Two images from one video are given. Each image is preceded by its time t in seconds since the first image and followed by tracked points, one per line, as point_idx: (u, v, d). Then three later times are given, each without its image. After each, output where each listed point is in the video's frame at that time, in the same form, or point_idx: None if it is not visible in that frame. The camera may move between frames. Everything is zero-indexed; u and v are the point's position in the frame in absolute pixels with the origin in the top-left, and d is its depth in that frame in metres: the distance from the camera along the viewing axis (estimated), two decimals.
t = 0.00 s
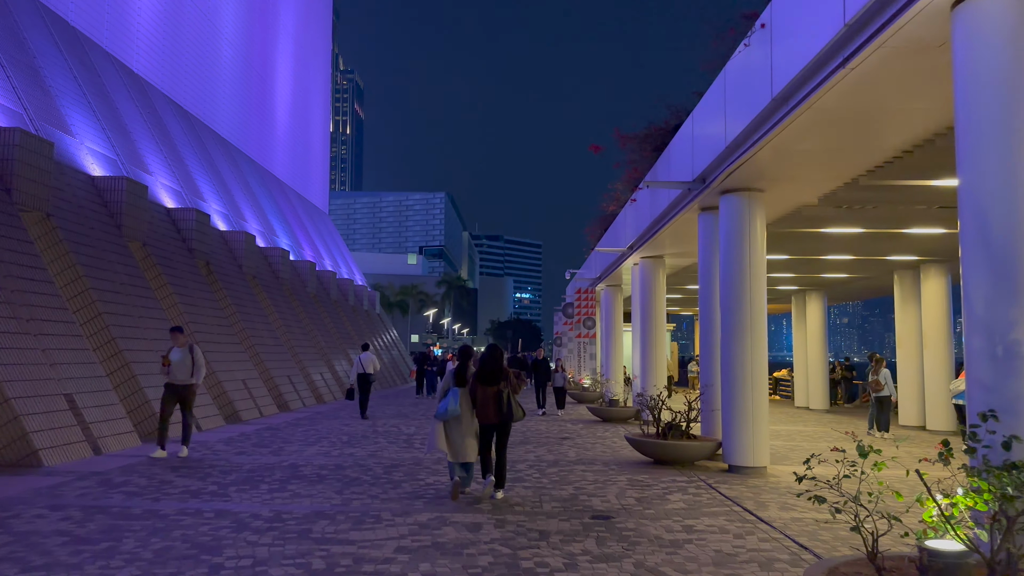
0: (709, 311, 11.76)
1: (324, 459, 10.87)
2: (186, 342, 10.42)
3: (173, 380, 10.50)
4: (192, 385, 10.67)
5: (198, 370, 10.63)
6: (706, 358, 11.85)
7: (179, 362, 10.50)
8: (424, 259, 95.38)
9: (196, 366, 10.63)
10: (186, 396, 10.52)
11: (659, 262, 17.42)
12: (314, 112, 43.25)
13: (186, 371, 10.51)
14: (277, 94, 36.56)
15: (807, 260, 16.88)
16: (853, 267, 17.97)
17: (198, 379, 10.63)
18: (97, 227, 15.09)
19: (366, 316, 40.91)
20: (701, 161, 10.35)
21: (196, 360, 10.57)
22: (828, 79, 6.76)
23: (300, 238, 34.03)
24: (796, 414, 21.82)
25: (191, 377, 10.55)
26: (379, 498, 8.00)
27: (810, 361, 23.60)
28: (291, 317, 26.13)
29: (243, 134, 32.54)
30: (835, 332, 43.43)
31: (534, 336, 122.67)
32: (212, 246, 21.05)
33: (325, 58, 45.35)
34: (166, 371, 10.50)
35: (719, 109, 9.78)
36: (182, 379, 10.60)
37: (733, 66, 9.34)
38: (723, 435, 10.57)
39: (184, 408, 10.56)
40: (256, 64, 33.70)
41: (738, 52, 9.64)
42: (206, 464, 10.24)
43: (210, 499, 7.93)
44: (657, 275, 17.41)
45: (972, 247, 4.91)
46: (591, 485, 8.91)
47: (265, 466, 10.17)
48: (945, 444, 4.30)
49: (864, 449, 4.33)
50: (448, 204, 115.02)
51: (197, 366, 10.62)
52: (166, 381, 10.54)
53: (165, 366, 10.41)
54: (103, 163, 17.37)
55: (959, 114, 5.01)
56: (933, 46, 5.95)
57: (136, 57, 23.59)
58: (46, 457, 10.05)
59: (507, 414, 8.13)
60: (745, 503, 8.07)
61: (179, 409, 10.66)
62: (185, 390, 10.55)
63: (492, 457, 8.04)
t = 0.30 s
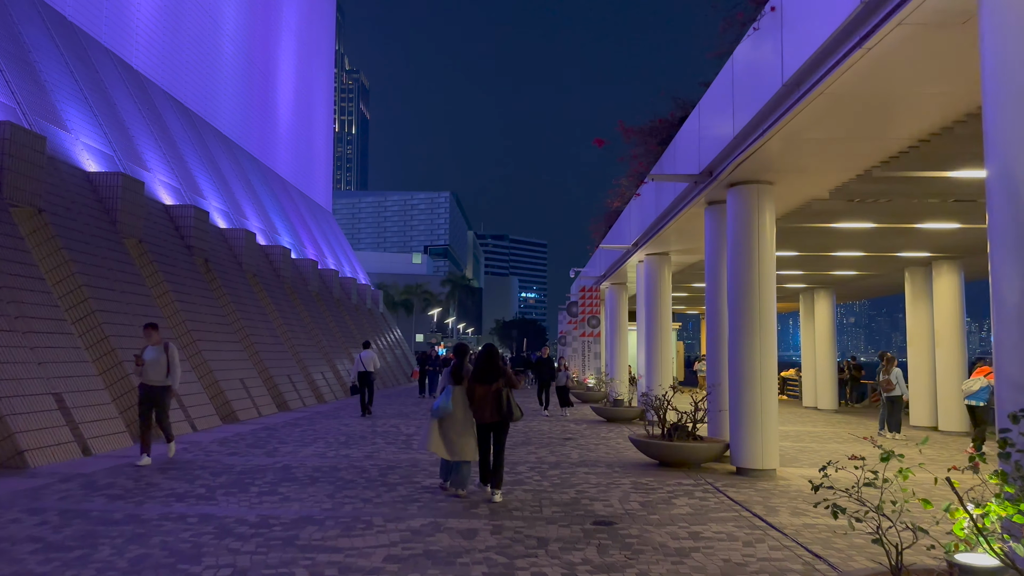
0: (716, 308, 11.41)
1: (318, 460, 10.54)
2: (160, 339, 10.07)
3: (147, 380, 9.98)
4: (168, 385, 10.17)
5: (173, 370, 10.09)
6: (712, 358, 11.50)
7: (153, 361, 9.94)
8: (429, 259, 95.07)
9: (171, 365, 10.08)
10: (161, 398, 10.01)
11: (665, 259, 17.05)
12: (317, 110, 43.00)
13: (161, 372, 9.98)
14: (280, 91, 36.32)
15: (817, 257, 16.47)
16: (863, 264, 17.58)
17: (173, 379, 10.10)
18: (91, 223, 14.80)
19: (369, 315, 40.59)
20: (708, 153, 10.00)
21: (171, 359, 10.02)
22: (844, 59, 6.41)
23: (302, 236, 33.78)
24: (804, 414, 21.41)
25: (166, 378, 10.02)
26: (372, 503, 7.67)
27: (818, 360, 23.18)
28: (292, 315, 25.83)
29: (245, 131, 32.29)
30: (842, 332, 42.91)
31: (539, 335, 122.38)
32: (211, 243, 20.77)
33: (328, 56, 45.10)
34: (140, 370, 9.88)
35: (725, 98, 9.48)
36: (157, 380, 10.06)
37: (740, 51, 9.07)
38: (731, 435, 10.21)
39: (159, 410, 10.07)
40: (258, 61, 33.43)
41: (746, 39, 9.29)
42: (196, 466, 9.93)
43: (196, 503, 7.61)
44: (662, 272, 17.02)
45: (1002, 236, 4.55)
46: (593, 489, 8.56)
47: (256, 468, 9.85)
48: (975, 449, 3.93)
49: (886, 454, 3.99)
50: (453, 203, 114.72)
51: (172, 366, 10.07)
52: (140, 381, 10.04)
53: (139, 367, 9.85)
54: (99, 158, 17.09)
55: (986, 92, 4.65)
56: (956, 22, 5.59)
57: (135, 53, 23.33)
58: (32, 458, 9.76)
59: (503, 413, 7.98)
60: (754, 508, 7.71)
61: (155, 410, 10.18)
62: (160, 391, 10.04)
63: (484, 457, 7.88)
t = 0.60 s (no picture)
0: (722, 307, 11.08)
1: (313, 464, 10.24)
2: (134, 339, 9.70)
3: (120, 383, 9.54)
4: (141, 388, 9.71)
5: (148, 372, 9.70)
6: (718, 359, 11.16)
7: (126, 363, 9.52)
8: (432, 259, 94.78)
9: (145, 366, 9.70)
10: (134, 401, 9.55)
11: (669, 257, 16.70)
12: (319, 108, 42.77)
13: (134, 374, 9.56)
14: (281, 90, 36.08)
15: (824, 254, 16.13)
16: (871, 262, 17.22)
17: (148, 381, 9.69)
18: (84, 221, 14.56)
19: (371, 315, 40.32)
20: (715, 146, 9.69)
21: (146, 361, 9.65)
22: (859, 41, 6.07)
23: (303, 235, 33.53)
24: (811, 415, 21.05)
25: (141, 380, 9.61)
26: (365, 509, 7.35)
27: (825, 360, 22.80)
28: (292, 315, 25.55)
29: (245, 130, 32.07)
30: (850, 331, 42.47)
31: (543, 335, 122.02)
32: (209, 241, 20.51)
33: (330, 56, 44.90)
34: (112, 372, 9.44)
35: (732, 90, 9.20)
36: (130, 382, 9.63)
37: (748, 40, 8.79)
38: (738, 438, 9.88)
39: (133, 414, 9.59)
40: (259, 59, 33.17)
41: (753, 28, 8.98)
42: (186, 470, 9.63)
43: (182, 509, 7.32)
44: (667, 270, 16.68)
45: None
46: (596, 494, 8.24)
47: (248, 472, 9.55)
48: (1011, 459, 3.60)
49: (913, 462, 3.66)
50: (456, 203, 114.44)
51: (147, 367, 9.69)
52: (112, 384, 9.59)
53: (112, 368, 9.43)
54: (93, 156, 16.83)
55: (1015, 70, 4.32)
56: None
57: (133, 50, 23.07)
58: (18, 461, 9.47)
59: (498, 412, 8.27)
60: (764, 515, 7.38)
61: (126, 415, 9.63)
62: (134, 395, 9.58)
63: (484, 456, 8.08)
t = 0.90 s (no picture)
0: (733, 307, 10.74)
1: (309, 467, 9.90)
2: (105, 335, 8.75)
3: (88, 384, 8.67)
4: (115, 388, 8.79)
5: (120, 371, 8.76)
6: (727, 360, 10.82)
7: (97, 362, 8.63)
8: (435, 258, 94.40)
9: (117, 366, 8.77)
10: (103, 406, 8.70)
11: (676, 255, 16.33)
12: (321, 106, 42.42)
13: (104, 375, 8.67)
14: (282, 87, 35.76)
15: (835, 252, 15.74)
16: (882, 260, 16.82)
17: (120, 382, 8.76)
18: (78, 217, 14.24)
19: (373, 315, 40.01)
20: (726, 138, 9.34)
21: (118, 361, 8.73)
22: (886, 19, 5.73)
23: (303, 234, 33.22)
24: (820, 417, 20.67)
25: (111, 382, 8.73)
26: (359, 517, 7.00)
27: (833, 361, 22.38)
28: (292, 314, 25.21)
29: (246, 127, 31.78)
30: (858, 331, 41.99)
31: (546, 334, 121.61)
32: (207, 240, 20.19)
33: (332, 53, 44.56)
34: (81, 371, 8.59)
35: (744, 79, 8.87)
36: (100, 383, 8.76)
37: (760, 28, 8.46)
38: (750, 441, 9.52)
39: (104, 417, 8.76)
40: (260, 55, 32.85)
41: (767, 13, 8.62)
42: (178, 474, 9.29)
43: (168, 516, 6.97)
44: (673, 268, 16.30)
45: None
46: (602, 500, 7.87)
47: (242, 476, 9.21)
48: None
49: (959, 474, 3.29)
50: (459, 202, 114.06)
51: (119, 367, 8.75)
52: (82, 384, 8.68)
53: (79, 368, 8.55)
54: (88, 151, 16.50)
55: None
56: None
57: (131, 45, 22.75)
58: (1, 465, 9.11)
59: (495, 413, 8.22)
60: (779, 524, 7.02)
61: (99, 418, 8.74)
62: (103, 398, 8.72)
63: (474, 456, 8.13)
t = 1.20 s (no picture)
0: (741, 305, 10.40)
1: (303, 471, 9.56)
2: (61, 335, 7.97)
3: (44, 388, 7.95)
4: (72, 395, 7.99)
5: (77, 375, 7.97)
6: (736, 360, 10.47)
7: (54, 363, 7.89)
8: (437, 258, 94.10)
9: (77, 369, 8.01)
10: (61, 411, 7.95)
11: (681, 252, 15.96)
12: (321, 104, 42.10)
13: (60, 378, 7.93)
14: (282, 85, 35.46)
15: (843, 249, 15.38)
16: (892, 257, 16.45)
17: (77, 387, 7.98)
18: (69, 214, 13.92)
19: (374, 314, 39.71)
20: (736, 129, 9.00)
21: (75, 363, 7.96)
22: None
23: (303, 233, 32.93)
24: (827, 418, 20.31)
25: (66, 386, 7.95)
26: (351, 525, 6.65)
27: (840, 361, 22.01)
28: (291, 313, 24.91)
29: (245, 125, 31.49)
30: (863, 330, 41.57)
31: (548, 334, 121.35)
32: (204, 238, 19.87)
33: (333, 52, 44.25)
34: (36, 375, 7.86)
35: (753, 68, 8.54)
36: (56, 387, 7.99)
37: (770, 13, 8.13)
38: (759, 444, 9.16)
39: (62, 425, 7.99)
40: (259, 52, 32.53)
41: None
42: (166, 478, 8.95)
43: (150, 524, 6.63)
44: (677, 265, 15.93)
45: None
46: (606, 506, 7.51)
47: (233, 480, 8.88)
48: None
49: (1006, 484, 2.94)
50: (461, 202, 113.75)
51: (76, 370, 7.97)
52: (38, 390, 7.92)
53: (34, 371, 7.87)
54: (80, 147, 16.18)
55: None
56: None
57: (127, 41, 22.44)
58: None
59: (501, 412, 8.44)
60: (793, 532, 6.66)
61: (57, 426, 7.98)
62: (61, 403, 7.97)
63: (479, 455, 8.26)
